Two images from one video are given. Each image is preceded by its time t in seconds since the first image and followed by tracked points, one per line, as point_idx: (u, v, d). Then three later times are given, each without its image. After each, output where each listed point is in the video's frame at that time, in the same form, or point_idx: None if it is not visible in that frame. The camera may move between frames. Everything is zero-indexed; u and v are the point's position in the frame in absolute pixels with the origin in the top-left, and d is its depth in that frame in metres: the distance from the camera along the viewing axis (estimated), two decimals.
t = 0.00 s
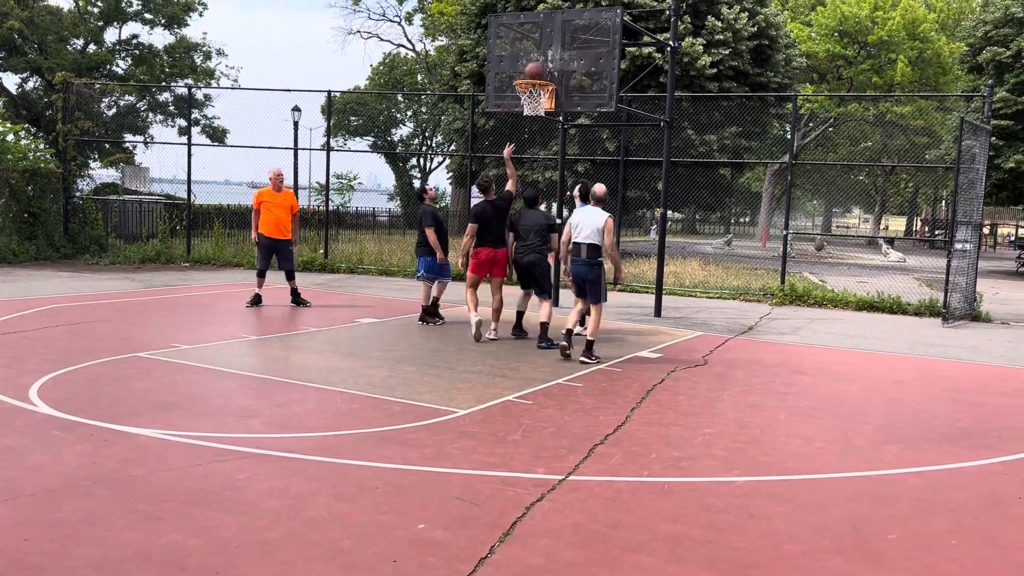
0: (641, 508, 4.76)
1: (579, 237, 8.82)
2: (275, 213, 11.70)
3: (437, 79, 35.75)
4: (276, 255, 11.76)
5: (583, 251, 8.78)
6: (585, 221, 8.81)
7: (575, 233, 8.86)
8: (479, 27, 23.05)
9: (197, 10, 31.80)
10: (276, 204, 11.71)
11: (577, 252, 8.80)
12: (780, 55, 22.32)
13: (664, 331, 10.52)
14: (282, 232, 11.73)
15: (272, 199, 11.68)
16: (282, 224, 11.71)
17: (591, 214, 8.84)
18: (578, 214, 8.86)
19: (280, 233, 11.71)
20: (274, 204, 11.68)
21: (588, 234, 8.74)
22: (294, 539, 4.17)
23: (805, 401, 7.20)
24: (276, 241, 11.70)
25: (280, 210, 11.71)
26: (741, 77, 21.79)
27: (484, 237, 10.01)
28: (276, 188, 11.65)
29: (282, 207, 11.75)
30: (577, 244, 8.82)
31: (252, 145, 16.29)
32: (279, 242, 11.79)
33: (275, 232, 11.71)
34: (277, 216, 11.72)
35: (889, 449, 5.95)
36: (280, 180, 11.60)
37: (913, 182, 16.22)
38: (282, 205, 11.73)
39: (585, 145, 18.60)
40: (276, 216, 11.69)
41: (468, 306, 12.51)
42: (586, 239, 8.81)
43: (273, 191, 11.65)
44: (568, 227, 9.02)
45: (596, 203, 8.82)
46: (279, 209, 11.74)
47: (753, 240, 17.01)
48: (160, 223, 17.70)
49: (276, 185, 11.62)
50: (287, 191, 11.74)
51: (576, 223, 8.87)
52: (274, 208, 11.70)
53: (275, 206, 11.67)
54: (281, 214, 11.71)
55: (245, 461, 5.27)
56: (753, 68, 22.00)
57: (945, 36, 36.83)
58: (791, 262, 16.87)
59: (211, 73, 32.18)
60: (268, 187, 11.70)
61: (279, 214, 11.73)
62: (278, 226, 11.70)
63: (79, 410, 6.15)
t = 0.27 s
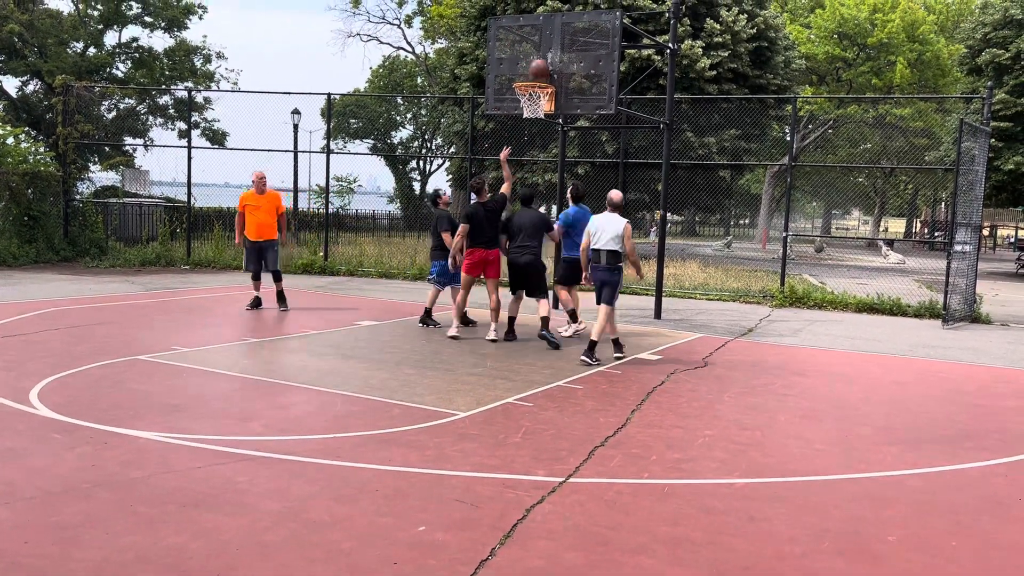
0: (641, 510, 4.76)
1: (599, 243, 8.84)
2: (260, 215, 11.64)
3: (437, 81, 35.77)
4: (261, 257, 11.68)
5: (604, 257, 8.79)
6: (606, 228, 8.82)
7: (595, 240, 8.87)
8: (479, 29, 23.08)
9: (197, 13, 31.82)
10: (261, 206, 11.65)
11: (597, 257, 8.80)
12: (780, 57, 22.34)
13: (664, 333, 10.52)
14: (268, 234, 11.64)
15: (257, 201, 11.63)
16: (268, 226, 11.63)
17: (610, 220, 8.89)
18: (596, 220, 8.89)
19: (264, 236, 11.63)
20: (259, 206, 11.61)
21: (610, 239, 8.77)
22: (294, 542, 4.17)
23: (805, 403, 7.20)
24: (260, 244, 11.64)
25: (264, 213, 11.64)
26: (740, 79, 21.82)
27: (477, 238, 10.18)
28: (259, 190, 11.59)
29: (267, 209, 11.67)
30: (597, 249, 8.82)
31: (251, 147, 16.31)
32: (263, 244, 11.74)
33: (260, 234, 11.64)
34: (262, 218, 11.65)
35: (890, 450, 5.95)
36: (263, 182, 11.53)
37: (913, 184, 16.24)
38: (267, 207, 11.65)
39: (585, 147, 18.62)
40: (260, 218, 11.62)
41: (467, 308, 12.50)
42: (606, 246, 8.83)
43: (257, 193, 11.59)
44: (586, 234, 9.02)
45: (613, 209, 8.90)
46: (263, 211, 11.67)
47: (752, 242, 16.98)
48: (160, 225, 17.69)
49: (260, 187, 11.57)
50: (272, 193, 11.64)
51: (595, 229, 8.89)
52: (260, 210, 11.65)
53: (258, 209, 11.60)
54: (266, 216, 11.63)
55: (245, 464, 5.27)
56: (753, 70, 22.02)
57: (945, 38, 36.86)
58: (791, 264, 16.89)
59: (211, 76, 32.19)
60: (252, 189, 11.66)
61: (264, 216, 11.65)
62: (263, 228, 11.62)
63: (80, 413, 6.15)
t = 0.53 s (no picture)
0: (644, 514, 4.75)
1: (625, 245, 8.85)
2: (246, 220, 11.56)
3: (439, 86, 35.85)
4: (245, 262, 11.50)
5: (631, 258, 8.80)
6: (630, 230, 8.83)
7: (620, 241, 8.87)
8: (481, 34, 23.12)
9: (200, 18, 31.91)
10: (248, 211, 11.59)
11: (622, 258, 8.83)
12: (782, 60, 22.34)
13: (667, 337, 10.51)
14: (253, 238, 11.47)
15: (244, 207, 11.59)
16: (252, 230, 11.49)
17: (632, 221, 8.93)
18: (619, 222, 8.89)
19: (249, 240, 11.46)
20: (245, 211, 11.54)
21: (637, 239, 8.80)
22: (296, 547, 4.17)
23: (808, 407, 7.19)
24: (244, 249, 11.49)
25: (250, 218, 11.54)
26: (742, 83, 21.85)
27: (455, 237, 10.12)
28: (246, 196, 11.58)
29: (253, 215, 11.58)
30: (624, 250, 8.83)
31: (254, 152, 16.34)
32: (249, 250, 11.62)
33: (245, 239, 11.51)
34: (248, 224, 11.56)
35: (893, 454, 5.94)
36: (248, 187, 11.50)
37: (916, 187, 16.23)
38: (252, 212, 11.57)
39: (587, 151, 18.64)
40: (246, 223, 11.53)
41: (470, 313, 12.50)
42: (632, 246, 8.85)
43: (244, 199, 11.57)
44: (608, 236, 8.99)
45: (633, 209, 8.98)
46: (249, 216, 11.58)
47: (755, 246, 17.08)
48: (163, 230, 17.73)
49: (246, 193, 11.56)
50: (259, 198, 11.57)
51: (619, 231, 8.88)
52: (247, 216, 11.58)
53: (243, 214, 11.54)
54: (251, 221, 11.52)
55: (247, 468, 5.27)
56: (755, 73, 22.04)
57: (947, 42, 36.84)
58: (794, 268, 16.87)
59: (214, 81, 32.27)
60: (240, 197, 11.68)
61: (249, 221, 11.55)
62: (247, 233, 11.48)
63: (82, 418, 6.16)
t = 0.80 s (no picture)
0: (648, 519, 4.74)
1: (648, 253, 8.79)
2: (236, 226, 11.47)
3: (443, 91, 35.95)
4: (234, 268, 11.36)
5: (654, 266, 8.75)
6: (654, 238, 8.80)
7: (643, 249, 8.81)
8: (484, 39, 23.17)
9: (205, 24, 32.02)
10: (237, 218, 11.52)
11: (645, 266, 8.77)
12: (786, 64, 22.35)
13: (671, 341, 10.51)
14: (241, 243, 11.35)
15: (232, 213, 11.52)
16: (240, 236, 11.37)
17: (652, 229, 8.89)
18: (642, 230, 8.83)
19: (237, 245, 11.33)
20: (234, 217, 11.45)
21: (660, 247, 8.75)
22: (299, 551, 4.16)
23: (812, 411, 7.17)
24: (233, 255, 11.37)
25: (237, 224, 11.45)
26: (746, 88, 21.86)
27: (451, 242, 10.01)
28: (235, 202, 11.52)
29: (241, 221, 11.48)
30: (648, 258, 8.77)
31: (259, 158, 16.38)
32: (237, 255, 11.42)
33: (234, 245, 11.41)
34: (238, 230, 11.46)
35: (898, 458, 5.92)
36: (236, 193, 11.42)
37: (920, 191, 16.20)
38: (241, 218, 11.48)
39: (591, 156, 18.64)
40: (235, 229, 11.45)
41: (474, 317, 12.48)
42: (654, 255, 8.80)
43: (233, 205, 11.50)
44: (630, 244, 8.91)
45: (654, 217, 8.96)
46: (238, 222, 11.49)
47: (759, 250, 17.19)
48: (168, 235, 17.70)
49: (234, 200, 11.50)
50: (248, 204, 11.50)
51: (642, 239, 8.82)
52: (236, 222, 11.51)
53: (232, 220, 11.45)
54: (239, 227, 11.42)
55: (252, 473, 5.28)
56: (759, 78, 22.06)
57: (951, 46, 36.81)
58: (798, 272, 16.84)
59: (218, 87, 32.36)
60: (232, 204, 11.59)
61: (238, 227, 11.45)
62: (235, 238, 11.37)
63: (87, 423, 6.17)
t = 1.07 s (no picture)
0: (653, 526, 4.72)
1: (666, 256, 8.72)
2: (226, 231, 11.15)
3: (448, 98, 36.06)
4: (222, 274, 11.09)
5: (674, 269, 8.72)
6: (673, 242, 8.76)
7: (662, 252, 8.70)
8: (490, 46, 23.21)
9: (212, 32, 32.19)
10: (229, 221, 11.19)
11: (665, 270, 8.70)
12: (791, 71, 22.33)
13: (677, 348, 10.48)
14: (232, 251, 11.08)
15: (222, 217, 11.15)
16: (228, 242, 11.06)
17: (667, 231, 8.81)
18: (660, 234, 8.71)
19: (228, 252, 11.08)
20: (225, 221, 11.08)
21: (679, 251, 8.73)
22: (304, 559, 4.16)
23: (819, 419, 7.14)
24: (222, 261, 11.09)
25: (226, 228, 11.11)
26: (752, 94, 21.85)
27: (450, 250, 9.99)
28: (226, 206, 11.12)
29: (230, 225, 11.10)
30: (667, 262, 8.71)
31: (266, 165, 16.43)
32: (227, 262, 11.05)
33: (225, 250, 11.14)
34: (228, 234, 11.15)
35: (905, 466, 5.88)
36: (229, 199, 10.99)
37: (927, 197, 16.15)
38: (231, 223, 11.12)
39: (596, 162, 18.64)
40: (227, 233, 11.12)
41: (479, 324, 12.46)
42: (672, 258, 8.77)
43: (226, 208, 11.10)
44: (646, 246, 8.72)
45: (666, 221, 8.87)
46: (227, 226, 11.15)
47: (765, 256, 17.07)
48: (175, 242, 17.82)
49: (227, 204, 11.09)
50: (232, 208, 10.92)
51: (660, 242, 8.72)
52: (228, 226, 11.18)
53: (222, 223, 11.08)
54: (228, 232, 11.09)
55: (257, 480, 5.28)
56: (765, 84, 22.04)
57: (958, 52, 36.74)
58: (805, 278, 16.79)
59: (226, 95, 32.50)
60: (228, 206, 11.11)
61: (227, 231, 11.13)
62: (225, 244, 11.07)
63: (93, 430, 6.18)
